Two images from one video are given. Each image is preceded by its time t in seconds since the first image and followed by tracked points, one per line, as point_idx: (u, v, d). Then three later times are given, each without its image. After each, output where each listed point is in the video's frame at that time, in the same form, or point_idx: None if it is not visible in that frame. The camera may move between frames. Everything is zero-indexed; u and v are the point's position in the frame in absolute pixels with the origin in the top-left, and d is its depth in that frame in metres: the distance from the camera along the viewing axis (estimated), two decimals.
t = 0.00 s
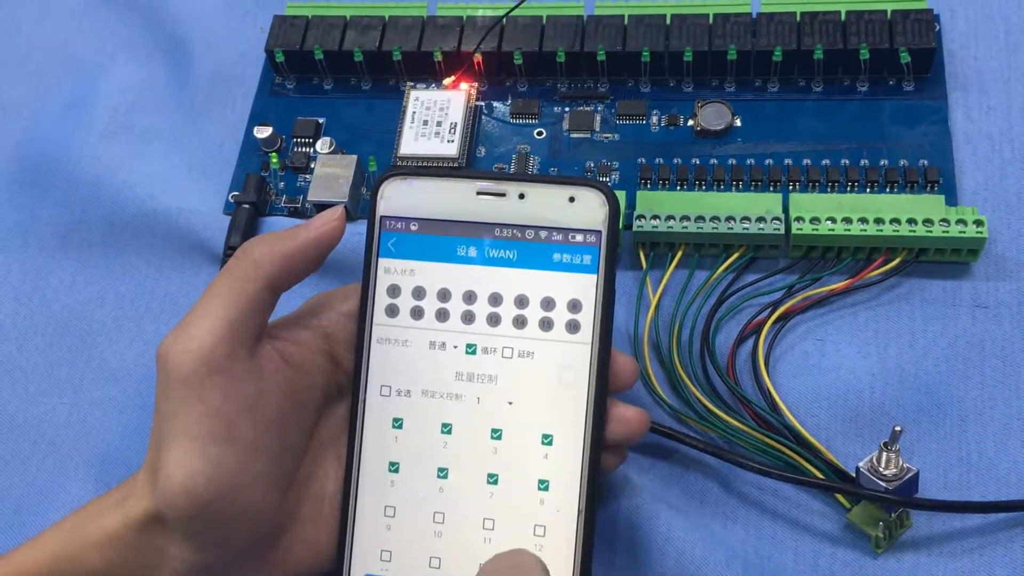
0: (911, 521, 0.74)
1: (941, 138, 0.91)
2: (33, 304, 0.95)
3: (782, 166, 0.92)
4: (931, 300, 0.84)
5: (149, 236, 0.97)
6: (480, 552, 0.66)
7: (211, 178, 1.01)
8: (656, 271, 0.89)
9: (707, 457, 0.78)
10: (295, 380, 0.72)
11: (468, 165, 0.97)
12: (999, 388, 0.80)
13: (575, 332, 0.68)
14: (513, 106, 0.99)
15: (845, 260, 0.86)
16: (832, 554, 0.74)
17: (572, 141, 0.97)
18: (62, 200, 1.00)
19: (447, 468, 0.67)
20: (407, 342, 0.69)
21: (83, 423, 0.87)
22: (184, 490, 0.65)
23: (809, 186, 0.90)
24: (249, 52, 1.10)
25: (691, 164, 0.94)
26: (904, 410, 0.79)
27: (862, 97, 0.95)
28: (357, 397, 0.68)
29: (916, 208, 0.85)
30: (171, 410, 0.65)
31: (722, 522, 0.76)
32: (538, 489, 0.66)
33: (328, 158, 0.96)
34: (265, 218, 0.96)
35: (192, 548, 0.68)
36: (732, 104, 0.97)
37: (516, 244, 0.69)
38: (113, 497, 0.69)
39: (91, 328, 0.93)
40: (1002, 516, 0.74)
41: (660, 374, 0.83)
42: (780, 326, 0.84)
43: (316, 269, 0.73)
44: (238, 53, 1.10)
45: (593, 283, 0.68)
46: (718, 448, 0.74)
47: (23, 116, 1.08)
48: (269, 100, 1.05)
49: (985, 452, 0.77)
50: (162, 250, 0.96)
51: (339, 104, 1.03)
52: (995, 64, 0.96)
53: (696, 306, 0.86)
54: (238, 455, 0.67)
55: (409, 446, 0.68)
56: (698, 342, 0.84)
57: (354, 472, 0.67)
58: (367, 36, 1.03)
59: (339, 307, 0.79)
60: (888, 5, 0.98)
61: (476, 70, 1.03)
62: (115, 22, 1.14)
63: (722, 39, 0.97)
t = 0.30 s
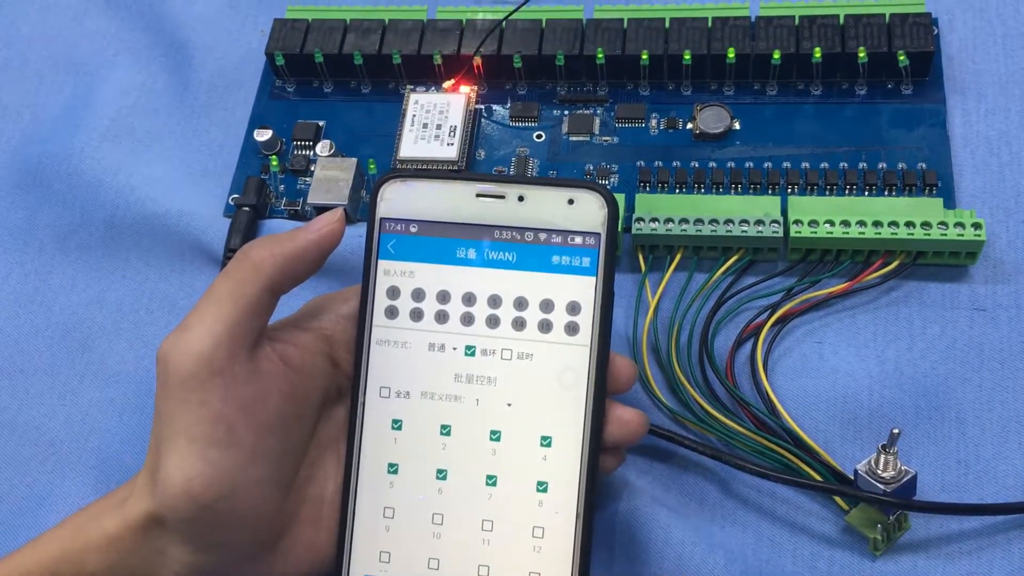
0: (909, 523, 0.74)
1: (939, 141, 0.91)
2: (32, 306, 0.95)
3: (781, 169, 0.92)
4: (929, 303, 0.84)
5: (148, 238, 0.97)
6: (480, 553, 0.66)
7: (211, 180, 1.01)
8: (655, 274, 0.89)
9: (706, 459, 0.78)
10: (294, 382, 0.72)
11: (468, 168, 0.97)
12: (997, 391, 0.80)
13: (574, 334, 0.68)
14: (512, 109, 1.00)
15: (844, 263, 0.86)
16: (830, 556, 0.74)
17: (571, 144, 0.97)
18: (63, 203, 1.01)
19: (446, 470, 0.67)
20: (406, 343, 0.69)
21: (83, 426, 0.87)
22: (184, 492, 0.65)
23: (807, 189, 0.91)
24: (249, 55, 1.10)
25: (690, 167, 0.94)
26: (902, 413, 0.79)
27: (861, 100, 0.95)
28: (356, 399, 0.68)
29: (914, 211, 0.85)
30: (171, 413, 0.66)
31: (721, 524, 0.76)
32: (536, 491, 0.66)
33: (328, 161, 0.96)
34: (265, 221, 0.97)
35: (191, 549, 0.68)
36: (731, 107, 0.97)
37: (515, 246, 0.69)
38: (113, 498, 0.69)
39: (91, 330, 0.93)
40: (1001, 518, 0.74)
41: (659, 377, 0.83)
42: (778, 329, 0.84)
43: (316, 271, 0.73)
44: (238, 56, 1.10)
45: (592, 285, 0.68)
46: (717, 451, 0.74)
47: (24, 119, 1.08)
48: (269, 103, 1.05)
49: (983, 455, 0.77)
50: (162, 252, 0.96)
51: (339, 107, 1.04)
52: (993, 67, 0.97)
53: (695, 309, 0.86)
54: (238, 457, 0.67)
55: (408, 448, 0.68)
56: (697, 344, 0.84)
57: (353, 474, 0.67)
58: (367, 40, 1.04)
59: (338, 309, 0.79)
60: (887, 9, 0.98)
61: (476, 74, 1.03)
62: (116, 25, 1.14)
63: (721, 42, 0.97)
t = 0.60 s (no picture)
0: (911, 519, 0.74)
1: (940, 138, 0.91)
2: (35, 302, 0.95)
3: (782, 166, 0.92)
4: (930, 299, 0.84)
5: (150, 235, 0.97)
6: (482, 548, 0.66)
7: (213, 177, 1.01)
8: (657, 270, 0.89)
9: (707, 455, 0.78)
10: (296, 377, 0.72)
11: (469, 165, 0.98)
12: (999, 387, 0.80)
13: (576, 329, 0.68)
14: (514, 106, 1.00)
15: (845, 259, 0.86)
16: (831, 551, 0.74)
17: (573, 141, 0.97)
18: (65, 199, 1.01)
19: (447, 465, 0.68)
20: (408, 339, 0.70)
21: (85, 421, 0.87)
22: (186, 486, 0.65)
23: (809, 186, 0.91)
24: (252, 52, 1.10)
25: (691, 164, 0.94)
26: (904, 409, 0.79)
27: (862, 97, 0.95)
28: (359, 394, 0.68)
29: (915, 207, 0.85)
30: (174, 407, 0.66)
31: (722, 520, 0.76)
32: (538, 485, 0.66)
33: (330, 158, 0.96)
34: (267, 217, 0.97)
35: (193, 543, 0.68)
36: (732, 104, 0.97)
37: (517, 242, 0.69)
38: (116, 492, 0.69)
39: (93, 326, 0.93)
40: (1002, 513, 0.74)
41: (661, 373, 0.83)
42: (780, 325, 0.84)
43: (317, 266, 0.73)
44: (240, 53, 1.11)
45: (593, 280, 0.68)
46: (718, 446, 0.74)
47: (26, 116, 1.08)
48: (271, 100, 1.05)
49: (984, 451, 0.77)
50: (165, 248, 0.97)
51: (341, 104, 1.04)
52: (995, 65, 0.97)
53: (697, 305, 0.86)
54: (240, 451, 0.67)
55: (410, 443, 0.68)
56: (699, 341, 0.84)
57: (355, 469, 0.67)
58: (369, 37, 1.04)
59: (340, 304, 0.79)
60: (888, 6, 0.98)
61: (478, 71, 1.03)
62: (118, 22, 1.14)
63: (723, 39, 0.97)
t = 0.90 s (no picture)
0: (911, 518, 0.74)
1: (942, 137, 0.91)
2: (36, 300, 0.95)
3: (784, 165, 0.92)
4: (931, 299, 0.84)
5: (152, 233, 0.98)
6: (483, 546, 0.66)
7: (215, 175, 1.01)
8: (659, 269, 0.89)
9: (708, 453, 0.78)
10: (298, 374, 0.73)
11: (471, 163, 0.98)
12: (1000, 386, 0.80)
13: (578, 328, 0.68)
14: (516, 104, 1.00)
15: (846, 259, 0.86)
16: (833, 550, 0.74)
17: (575, 140, 0.97)
18: (67, 197, 1.01)
19: (449, 463, 0.68)
20: (410, 337, 0.70)
21: (87, 419, 0.87)
22: (189, 483, 0.65)
23: (811, 185, 0.91)
24: (253, 50, 1.11)
25: (693, 162, 0.94)
26: (905, 408, 0.79)
27: (864, 96, 0.95)
28: (361, 392, 0.68)
29: (917, 207, 0.85)
30: (176, 404, 0.66)
31: (723, 518, 0.76)
32: (539, 484, 0.66)
33: (331, 156, 0.96)
34: (269, 215, 0.97)
35: (195, 540, 0.68)
36: (734, 103, 0.97)
37: (519, 240, 0.69)
38: (118, 489, 0.69)
39: (95, 323, 0.93)
40: (1003, 512, 0.74)
41: (662, 371, 0.83)
42: (781, 324, 0.84)
43: (319, 264, 0.73)
44: (242, 51, 1.11)
45: (595, 278, 0.68)
46: (719, 445, 0.74)
47: (28, 114, 1.08)
48: (273, 98, 1.05)
49: (985, 450, 0.77)
50: (166, 246, 0.97)
51: (343, 102, 1.04)
52: (996, 64, 0.97)
53: (698, 304, 0.86)
54: (242, 448, 0.67)
55: (412, 441, 0.68)
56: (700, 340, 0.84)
57: (358, 466, 0.67)
58: (371, 35, 1.04)
59: (342, 302, 0.80)
60: (890, 5, 0.98)
61: (480, 69, 1.03)
62: (120, 20, 1.14)
63: (725, 38, 0.97)
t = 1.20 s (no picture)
0: (912, 515, 0.74)
1: (943, 134, 0.91)
2: (35, 296, 0.95)
3: (785, 162, 0.92)
4: (932, 296, 0.84)
5: (151, 229, 0.97)
6: (483, 542, 0.66)
7: (214, 172, 1.01)
8: (659, 266, 0.89)
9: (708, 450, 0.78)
10: (298, 370, 0.72)
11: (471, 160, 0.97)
12: (1001, 383, 0.80)
13: (578, 324, 0.68)
14: (516, 101, 0.99)
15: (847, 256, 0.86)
16: (833, 547, 0.74)
17: (575, 136, 0.97)
18: (66, 193, 1.01)
19: (449, 459, 0.67)
20: (409, 333, 0.69)
21: (86, 416, 0.87)
22: (188, 479, 0.65)
23: (811, 181, 0.90)
24: (253, 46, 1.10)
25: (694, 159, 0.94)
26: (906, 405, 0.79)
27: (864, 93, 0.95)
28: (359, 389, 0.68)
29: (918, 203, 0.85)
30: (175, 399, 0.66)
31: (724, 516, 0.76)
32: (539, 480, 0.66)
33: (331, 153, 0.96)
34: (268, 211, 0.97)
35: (194, 537, 0.68)
36: (735, 100, 0.97)
37: (518, 236, 0.69)
38: (116, 485, 0.68)
39: (94, 320, 0.93)
40: (1004, 510, 0.74)
41: (663, 368, 0.83)
42: (781, 321, 0.84)
43: (318, 260, 0.73)
44: (242, 48, 1.10)
45: (595, 274, 0.68)
46: (720, 441, 0.74)
47: (27, 110, 1.08)
48: (273, 95, 1.05)
49: (986, 447, 0.77)
50: (166, 243, 0.96)
51: (343, 98, 1.04)
52: (997, 61, 0.97)
53: (698, 301, 0.86)
54: (241, 444, 0.67)
55: (412, 437, 0.68)
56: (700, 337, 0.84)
57: (357, 463, 0.67)
58: (371, 31, 1.04)
59: (341, 298, 0.79)
60: (892, 2, 0.98)
61: (480, 65, 1.03)
62: (120, 16, 1.14)
63: (726, 35, 0.97)
